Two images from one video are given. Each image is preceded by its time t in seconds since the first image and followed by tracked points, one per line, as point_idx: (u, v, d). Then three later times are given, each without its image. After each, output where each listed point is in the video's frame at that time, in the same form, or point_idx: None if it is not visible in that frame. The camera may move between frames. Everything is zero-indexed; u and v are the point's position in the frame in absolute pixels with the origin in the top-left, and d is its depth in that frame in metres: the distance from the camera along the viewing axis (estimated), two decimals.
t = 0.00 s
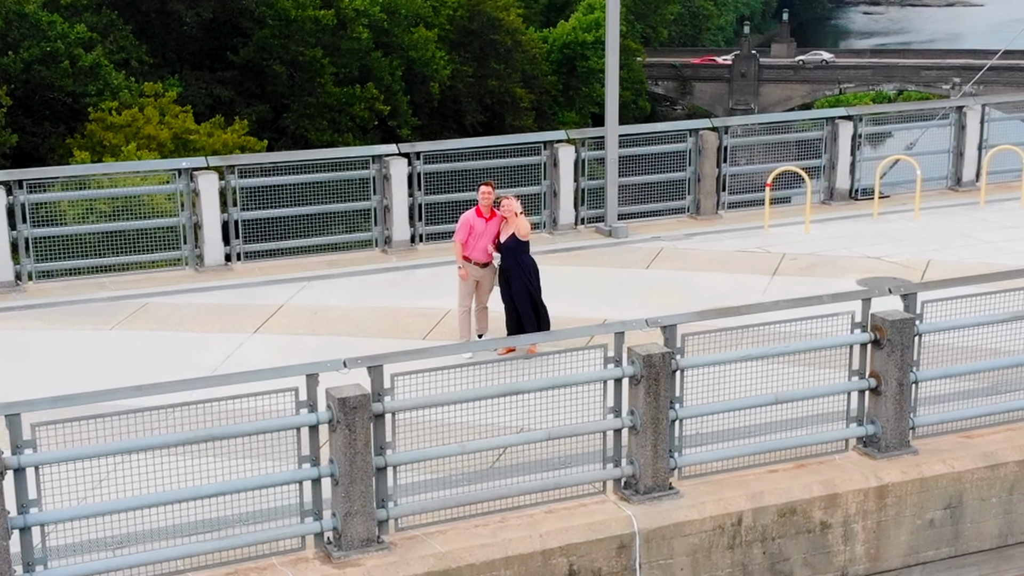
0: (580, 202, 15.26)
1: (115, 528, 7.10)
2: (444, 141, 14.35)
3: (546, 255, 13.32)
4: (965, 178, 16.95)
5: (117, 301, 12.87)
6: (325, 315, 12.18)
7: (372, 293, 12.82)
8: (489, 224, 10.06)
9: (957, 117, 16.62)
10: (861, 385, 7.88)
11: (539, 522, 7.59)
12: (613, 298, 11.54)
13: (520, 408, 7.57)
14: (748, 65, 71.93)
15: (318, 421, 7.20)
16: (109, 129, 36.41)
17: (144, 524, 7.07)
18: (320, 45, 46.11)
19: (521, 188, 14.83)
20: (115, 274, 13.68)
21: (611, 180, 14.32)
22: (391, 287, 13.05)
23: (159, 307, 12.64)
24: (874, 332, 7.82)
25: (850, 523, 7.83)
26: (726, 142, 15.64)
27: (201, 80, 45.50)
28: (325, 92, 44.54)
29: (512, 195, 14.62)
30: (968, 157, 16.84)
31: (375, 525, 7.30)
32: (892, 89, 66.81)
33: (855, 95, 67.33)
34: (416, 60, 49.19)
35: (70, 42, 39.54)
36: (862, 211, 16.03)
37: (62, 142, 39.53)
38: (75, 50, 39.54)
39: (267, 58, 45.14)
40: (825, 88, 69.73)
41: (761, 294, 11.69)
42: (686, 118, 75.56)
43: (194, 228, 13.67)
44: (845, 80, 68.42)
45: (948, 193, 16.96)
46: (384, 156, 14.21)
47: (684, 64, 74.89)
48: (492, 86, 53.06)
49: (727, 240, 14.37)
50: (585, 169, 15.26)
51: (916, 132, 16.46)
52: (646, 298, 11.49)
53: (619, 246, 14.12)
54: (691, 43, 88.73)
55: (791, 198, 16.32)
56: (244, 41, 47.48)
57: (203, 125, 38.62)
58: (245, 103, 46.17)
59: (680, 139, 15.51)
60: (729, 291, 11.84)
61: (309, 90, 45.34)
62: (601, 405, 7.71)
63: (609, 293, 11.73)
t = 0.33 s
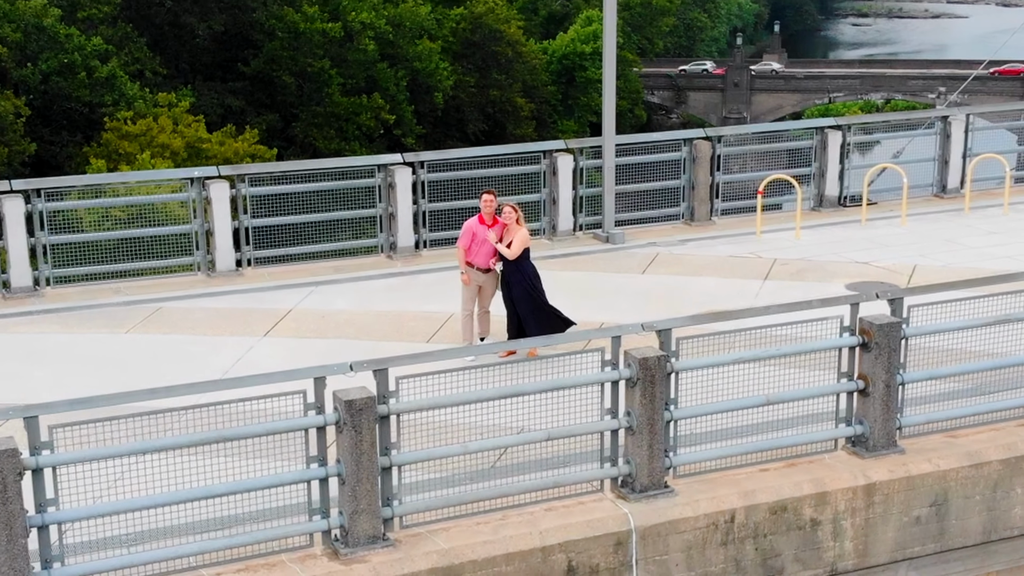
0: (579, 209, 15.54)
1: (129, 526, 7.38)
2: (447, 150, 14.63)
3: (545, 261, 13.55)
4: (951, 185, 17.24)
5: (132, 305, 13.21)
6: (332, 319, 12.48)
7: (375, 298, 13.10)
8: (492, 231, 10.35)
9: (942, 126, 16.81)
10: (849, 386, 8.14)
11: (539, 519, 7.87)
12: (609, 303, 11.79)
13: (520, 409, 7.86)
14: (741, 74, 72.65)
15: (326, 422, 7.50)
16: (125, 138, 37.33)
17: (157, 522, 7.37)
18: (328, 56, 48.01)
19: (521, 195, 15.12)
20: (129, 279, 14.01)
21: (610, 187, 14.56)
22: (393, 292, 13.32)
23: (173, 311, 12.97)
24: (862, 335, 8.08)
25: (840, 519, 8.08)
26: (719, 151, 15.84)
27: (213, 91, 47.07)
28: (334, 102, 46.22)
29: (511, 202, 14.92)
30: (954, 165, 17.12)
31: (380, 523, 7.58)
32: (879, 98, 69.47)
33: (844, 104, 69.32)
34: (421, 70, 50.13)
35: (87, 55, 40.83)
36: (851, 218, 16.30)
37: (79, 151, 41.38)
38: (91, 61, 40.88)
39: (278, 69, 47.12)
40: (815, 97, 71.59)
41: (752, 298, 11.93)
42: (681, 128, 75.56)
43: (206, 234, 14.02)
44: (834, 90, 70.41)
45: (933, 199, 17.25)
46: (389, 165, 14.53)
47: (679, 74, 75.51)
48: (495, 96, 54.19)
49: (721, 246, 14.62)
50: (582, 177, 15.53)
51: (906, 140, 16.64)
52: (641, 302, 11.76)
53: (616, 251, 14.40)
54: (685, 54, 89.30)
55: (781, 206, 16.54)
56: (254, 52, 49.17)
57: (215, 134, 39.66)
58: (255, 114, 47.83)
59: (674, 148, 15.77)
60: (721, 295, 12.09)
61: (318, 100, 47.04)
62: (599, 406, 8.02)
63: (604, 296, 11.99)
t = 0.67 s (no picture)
0: (578, 215, 15.95)
1: (145, 522, 7.69)
2: (451, 158, 14.90)
3: (546, 265, 13.76)
4: (936, 192, 17.78)
5: (147, 308, 13.60)
6: (339, 322, 12.81)
7: (380, 301, 13.44)
8: (495, 236, 10.65)
9: (927, 135, 17.33)
10: (839, 387, 8.42)
11: (540, 516, 8.16)
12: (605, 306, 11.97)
13: (521, 409, 8.18)
14: (733, 84, 74.05)
15: (334, 422, 7.82)
16: (140, 146, 38.54)
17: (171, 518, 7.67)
18: (337, 67, 49.53)
19: (521, 203, 15.47)
20: (143, 282, 14.35)
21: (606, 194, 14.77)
22: (397, 295, 13.65)
23: (187, 314, 13.33)
24: (851, 337, 8.34)
25: (829, 515, 8.35)
26: (713, 159, 16.20)
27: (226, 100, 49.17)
28: (341, 111, 47.82)
29: (512, 208, 15.27)
30: (939, 172, 17.61)
31: (386, 519, 7.89)
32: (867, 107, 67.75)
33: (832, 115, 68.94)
34: (424, 80, 52.45)
35: (104, 66, 42.29)
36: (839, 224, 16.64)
37: (97, 158, 42.82)
38: (107, 72, 42.24)
39: (287, 79, 49.02)
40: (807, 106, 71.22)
41: (744, 301, 12.10)
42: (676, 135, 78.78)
43: (218, 240, 14.34)
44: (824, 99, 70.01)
45: (919, 204, 17.63)
46: (395, 172, 14.82)
47: (675, 83, 77.73)
48: (496, 107, 57.10)
49: (715, 250, 14.94)
50: (581, 184, 15.90)
51: (892, 148, 17.18)
52: (637, 303, 12.03)
53: (614, 255, 14.72)
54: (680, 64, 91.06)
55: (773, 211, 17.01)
56: (264, 64, 51.32)
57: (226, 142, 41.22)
58: (266, 122, 49.85)
59: (670, 155, 16.06)
60: (716, 296, 12.32)
61: (326, 107, 48.97)
62: (598, 406, 8.35)
63: (602, 297, 12.24)
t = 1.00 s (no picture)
0: (576, 223, 16.25)
1: (156, 523, 7.98)
2: (454, 168, 15.19)
3: (545, 270, 13.91)
4: (922, 199, 18.12)
5: (158, 314, 13.97)
6: (345, 326, 13.11)
7: (383, 306, 13.75)
8: (495, 243, 10.93)
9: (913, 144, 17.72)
10: (829, 390, 8.66)
11: (540, 516, 8.43)
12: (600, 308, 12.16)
13: (521, 413, 8.47)
14: (726, 93, 76.08)
15: (339, 426, 8.10)
16: (155, 155, 39.37)
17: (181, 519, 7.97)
18: (344, 78, 50.69)
19: (521, 210, 15.77)
20: (156, 288, 14.71)
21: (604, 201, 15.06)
22: (399, 300, 13.93)
23: (197, 320, 13.71)
24: (841, 342, 8.57)
25: (819, 515, 8.60)
26: (707, 168, 16.68)
27: (237, 112, 50.68)
28: (348, 121, 48.96)
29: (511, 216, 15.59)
30: (925, 180, 18.01)
31: (391, 520, 8.17)
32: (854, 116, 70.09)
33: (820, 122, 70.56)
34: (428, 91, 53.64)
35: (118, 77, 43.20)
36: (829, 232, 16.99)
37: (112, 167, 43.60)
38: (122, 83, 43.19)
39: (296, 90, 50.09)
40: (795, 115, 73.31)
41: (738, 305, 12.27)
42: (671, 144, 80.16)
43: (228, 247, 14.78)
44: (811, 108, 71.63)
45: (905, 212, 18.05)
46: (399, 182, 15.10)
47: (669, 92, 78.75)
48: (499, 116, 58.15)
49: (709, 256, 15.23)
50: (579, 192, 16.22)
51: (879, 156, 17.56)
52: (635, 308, 12.22)
53: (611, 261, 15.00)
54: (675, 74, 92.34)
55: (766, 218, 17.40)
56: (274, 75, 52.21)
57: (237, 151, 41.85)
58: (276, 131, 50.78)
59: (665, 164, 16.54)
60: (709, 301, 12.51)
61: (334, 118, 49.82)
62: (595, 410, 8.64)
63: (598, 302, 12.46)
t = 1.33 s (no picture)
0: (573, 232, 16.69)
1: (164, 529, 8.19)
2: (455, 179, 15.64)
3: (541, 277, 14.11)
4: (908, 209, 18.87)
5: (168, 321, 14.29)
6: (350, 334, 13.43)
7: (386, 313, 14.07)
8: (495, 252, 11.17)
9: (899, 155, 18.42)
10: (820, 397, 8.86)
11: (538, 521, 8.60)
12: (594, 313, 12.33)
13: (520, 420, 8.71)
14: (718, 104, 77.39)
15: (342, 434, 8.35)
16: (168, 165, 40.31)
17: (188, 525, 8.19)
18: (351, 90, 52.10)
19: (519, 220, 16.17)
20: (167, 296, 15.04)
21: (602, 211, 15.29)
22: (402, 308, 14.23)
23: (206, 327, 14.05)
24: (831, 350, 8.76)
25: (811, 518, 8.79)
26: (700, 178, 17.14)
27: (248, 123, 51.60)
28: (355, 131, 50.44)
29: (511, 225, 15.94)
30: (911, 189, 18.75)
31: (393, 525, 8.38)
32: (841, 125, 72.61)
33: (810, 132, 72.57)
34: (431, 102, 54.43)
35: (133, 90, 44.35)
36: (819, 240, 17.37)
37: (128, 177, 44.95)
38: (137, 95, 44.39)
39: (304, 102, 51.64)
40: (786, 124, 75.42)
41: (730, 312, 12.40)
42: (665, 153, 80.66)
43: (236, 257, 15.10)
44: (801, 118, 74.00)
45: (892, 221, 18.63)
46: (402, 193, 15.55)
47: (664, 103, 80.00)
48: (498, 125, 59.35)
49: (703, 263, 15.54)
50: (577, 203, 16.64)
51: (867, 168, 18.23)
52: (630, 313, 12.39)
53: (608, 269, 15.24)
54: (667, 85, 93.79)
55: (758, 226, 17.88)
56: (284, 87, 53.59)
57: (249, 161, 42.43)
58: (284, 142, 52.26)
59: (658, 175, 16.98)
60: (701, 307, 12.65)
61: (341, 128, 51.58)
62: (592, 416, 8.91)
63: (595, 308, 12.66)
